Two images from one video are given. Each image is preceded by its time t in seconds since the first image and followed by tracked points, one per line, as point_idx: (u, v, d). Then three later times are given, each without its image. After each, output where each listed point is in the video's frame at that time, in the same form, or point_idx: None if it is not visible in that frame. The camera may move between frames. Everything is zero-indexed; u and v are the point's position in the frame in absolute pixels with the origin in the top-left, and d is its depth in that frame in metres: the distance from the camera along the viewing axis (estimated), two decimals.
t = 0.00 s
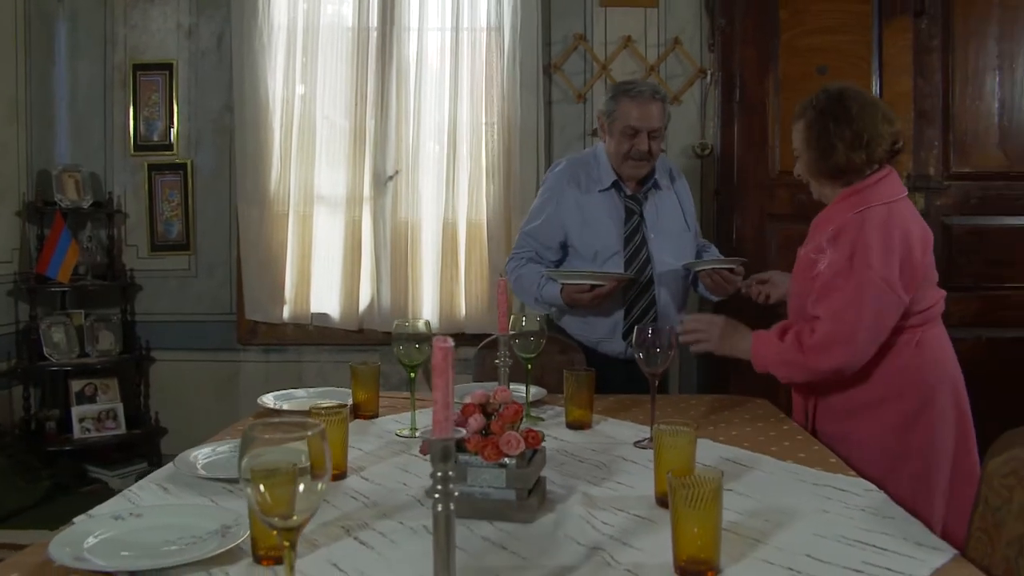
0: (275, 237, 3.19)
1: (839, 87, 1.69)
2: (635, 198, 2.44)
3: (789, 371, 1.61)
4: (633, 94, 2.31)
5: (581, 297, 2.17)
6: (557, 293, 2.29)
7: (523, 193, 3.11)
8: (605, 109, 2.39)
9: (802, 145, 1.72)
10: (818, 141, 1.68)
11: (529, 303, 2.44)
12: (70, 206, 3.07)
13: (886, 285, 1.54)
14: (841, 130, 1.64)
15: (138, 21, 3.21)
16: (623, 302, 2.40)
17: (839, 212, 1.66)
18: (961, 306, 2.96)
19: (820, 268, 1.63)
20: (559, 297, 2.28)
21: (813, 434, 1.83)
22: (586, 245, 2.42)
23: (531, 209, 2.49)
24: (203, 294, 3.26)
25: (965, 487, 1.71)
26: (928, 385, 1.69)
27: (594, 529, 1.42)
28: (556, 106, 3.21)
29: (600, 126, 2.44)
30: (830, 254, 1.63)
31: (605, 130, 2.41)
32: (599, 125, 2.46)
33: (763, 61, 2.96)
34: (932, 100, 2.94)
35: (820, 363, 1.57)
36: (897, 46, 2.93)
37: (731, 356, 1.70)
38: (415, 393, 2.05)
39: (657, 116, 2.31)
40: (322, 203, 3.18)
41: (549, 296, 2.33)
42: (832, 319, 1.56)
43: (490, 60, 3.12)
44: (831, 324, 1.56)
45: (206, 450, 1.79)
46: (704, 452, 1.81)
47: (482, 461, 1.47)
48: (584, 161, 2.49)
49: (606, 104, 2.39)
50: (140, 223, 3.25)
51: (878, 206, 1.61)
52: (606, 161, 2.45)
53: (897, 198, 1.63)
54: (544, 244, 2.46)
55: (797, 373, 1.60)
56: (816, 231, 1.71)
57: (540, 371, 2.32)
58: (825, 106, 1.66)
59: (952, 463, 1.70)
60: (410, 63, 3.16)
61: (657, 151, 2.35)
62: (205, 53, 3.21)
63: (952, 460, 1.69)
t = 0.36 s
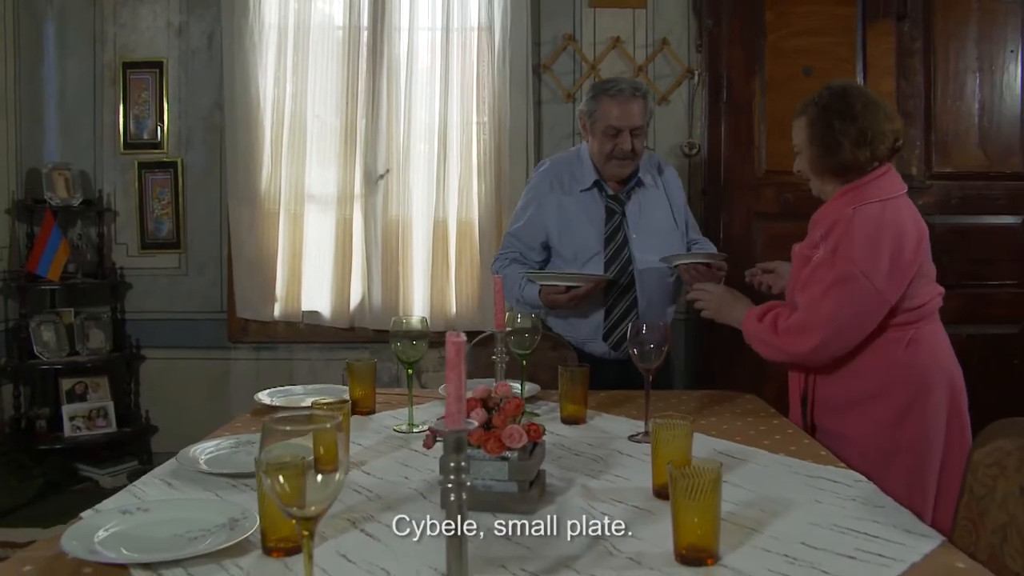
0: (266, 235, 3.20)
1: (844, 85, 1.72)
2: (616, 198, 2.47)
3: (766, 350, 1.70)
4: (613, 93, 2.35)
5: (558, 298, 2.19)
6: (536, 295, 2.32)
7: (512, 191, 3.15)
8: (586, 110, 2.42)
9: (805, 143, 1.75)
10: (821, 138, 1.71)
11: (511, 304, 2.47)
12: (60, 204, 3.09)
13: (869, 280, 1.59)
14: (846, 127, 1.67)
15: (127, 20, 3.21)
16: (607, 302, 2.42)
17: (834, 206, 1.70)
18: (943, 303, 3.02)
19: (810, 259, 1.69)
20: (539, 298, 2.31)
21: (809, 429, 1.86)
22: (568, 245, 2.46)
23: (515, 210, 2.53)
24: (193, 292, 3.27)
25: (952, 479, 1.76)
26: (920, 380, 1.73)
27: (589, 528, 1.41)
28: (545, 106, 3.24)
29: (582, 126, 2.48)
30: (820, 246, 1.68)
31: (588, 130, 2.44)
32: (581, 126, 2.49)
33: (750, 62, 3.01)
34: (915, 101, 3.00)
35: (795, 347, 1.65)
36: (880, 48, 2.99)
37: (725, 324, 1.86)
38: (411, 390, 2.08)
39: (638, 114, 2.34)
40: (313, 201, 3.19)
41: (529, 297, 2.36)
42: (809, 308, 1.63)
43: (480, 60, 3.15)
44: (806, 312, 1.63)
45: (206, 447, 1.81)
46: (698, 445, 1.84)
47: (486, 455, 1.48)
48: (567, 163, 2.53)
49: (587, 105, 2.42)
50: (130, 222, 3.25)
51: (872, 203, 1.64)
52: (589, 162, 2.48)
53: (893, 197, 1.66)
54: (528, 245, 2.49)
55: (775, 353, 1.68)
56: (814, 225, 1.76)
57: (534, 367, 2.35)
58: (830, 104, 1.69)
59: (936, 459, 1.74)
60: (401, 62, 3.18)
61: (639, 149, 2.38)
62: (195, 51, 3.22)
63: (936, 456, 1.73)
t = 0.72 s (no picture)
0: (260, 234, 3.21)
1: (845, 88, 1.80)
2: (613, 201, 2.44)
3: (777, 346, 1.73)
4: (618, 96, 2.29)
5: (536, 293, 2.24)
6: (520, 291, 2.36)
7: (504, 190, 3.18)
8: (591, 112, 2.38)
9: (810, 142, 1.81)
10: (831, 136, 1.77)
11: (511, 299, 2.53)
12: (52, 202, 3.10)
13: (876, 279, 1.64)
14: (856, 126, 1.74)
15: (119, 18, 3.21)
16: (592, 301, 2.42)
17: (836, 206, 1.75)
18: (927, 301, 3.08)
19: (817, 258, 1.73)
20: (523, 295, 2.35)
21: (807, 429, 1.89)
22: (562, 243, 2.48)
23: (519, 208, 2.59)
24: (186, 291, 3.27)
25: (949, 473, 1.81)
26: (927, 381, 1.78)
27: (590, 528, 1.39)
28: (537, 106, 3.27)
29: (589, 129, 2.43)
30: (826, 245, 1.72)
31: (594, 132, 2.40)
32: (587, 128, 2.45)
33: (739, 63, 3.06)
34: (900, 102, 3.06)
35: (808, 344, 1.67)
36: (865, 50, 3.05)
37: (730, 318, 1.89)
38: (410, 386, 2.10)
39: (644, 118, 2.28)
40: (306, 200, 3.21)
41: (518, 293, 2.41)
42: (820, 305, 1.66)
43: (473, 60, 3.18)
44: (819, 308, 1.66)
45: (210, 443, 1.83)
46: (693, 438, 1.88)
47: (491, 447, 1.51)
48: (571, 162, 2.53)
49: (592, 107, 2.37)
50: (122, 220, 3.26)
51: (875, 203, 1.70)
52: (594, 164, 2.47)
53: (891, 196, 1.72)
54: (527, 242, 2.53)
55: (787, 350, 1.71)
56: (815, 225, 1.81)
57: (530, 364, 2.38)
58: (838, 104, 1.76)
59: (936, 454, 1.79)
60: (394, 62, 3.20)
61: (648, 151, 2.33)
62: (188, 50, 3.23)
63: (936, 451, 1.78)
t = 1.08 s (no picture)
0: (252, 233, 3.22)
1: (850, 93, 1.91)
2: (626, 200, 2.42)
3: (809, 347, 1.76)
4: (636, 96, 2.28)
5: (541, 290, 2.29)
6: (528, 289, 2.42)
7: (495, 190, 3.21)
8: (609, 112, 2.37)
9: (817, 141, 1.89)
10: (843, 135, 1.86)
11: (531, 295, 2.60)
12: (44, 201, 3.12)
13: (898, 276, 1.72)
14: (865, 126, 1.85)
15: (110, 17, 3.21)
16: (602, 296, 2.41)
17: (846, 209, 1.83)
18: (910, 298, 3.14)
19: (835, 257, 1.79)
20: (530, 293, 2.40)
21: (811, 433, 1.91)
22: (575, 240, 2.51)
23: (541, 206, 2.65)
24: (178, 289, 3.28)
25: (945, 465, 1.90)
26: (916, 374, 1.84)
27: (590, 528, 1.39)
28: (527, 106, 3.29)
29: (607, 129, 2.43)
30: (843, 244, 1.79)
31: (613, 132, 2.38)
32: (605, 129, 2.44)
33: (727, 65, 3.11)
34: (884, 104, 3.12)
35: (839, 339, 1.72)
36: (851, 53, 3.11)
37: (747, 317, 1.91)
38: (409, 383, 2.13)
39: (662, 117, 2.27)
40: (298, 199, 3.22)
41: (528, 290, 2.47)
42: (849, 301, 1.72)
43: (464, 61, 3.20)
44: (852, 306, 1.71)
45: (214, 440, 1.85)
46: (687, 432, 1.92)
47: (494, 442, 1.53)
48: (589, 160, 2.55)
49: (610, 108, 2.36)
50: (114, 219, 3.26)
51: (884, 203, 1.80)
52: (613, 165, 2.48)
53: (893, 198, 1.83)
54: (545, 240, 2.59)
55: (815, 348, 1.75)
56: (821, 228, 1.88)
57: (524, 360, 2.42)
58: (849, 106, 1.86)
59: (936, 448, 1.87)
60: (386, 62, 3.22)
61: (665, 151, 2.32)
62: (180, 50, 3.23)
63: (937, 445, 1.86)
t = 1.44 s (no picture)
0: (250, 230, 3.24)
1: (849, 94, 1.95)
2: (636, 197, 2.46)
3: (833, 344, 1.79)
4: (648, 91, 2.32)
5: (550, 284, 2.33)
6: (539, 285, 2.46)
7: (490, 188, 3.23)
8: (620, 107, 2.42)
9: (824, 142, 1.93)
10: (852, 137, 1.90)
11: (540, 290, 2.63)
12: (41, 198, 3.14)
13: (911, 272, 1.80)
14: (872, 128, 1.90)
15: (107, 14, 3.22)
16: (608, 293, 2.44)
17: (854, 208, 1.88)
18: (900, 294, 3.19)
19: (851, 254, 1.84)
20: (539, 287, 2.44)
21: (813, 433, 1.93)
22: (586, 237, 2.54)
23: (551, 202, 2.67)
24: (174, 286, 3.29)
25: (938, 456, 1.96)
26: (915, 374, 1.89)
27: (589, 528, 1.36)
28: (523, 104, 3.32)
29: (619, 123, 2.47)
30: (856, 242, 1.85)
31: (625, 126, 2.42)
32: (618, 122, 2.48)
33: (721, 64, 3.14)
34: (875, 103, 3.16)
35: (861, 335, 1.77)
36: (842, 52, 3.16)
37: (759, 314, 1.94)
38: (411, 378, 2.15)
39: (673, 113, 2.31)
40: (295, 196, 3.24)
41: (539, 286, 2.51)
42: (870, 298, 1.77)
43: (460, 59, 3.23)
44: (874, 302, 1.76)
45: (220, 434, 1.86)
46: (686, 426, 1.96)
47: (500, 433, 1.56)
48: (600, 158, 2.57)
49: (622, 103, 2.40)
50: (111, 216, 3.27)
51: (889, 201, 1.87)
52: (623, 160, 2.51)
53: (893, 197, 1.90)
54: (554, 236, 2.62)
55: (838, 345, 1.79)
56: (828, 227, 1.93)
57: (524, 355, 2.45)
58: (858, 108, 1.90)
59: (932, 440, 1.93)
60: (382, 60, 3.24)
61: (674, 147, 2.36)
62: (177, 47, 3.24)
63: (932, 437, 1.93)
